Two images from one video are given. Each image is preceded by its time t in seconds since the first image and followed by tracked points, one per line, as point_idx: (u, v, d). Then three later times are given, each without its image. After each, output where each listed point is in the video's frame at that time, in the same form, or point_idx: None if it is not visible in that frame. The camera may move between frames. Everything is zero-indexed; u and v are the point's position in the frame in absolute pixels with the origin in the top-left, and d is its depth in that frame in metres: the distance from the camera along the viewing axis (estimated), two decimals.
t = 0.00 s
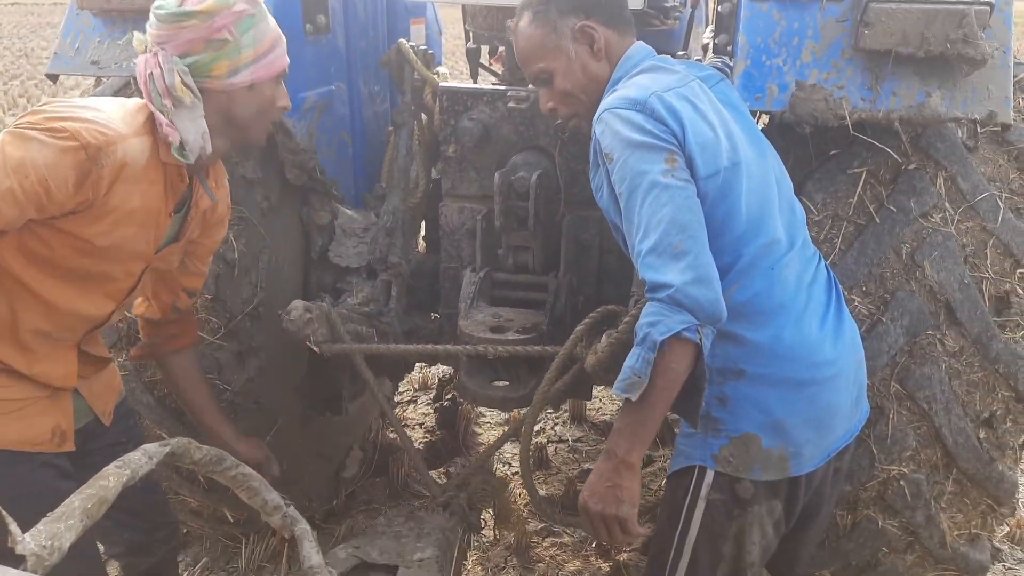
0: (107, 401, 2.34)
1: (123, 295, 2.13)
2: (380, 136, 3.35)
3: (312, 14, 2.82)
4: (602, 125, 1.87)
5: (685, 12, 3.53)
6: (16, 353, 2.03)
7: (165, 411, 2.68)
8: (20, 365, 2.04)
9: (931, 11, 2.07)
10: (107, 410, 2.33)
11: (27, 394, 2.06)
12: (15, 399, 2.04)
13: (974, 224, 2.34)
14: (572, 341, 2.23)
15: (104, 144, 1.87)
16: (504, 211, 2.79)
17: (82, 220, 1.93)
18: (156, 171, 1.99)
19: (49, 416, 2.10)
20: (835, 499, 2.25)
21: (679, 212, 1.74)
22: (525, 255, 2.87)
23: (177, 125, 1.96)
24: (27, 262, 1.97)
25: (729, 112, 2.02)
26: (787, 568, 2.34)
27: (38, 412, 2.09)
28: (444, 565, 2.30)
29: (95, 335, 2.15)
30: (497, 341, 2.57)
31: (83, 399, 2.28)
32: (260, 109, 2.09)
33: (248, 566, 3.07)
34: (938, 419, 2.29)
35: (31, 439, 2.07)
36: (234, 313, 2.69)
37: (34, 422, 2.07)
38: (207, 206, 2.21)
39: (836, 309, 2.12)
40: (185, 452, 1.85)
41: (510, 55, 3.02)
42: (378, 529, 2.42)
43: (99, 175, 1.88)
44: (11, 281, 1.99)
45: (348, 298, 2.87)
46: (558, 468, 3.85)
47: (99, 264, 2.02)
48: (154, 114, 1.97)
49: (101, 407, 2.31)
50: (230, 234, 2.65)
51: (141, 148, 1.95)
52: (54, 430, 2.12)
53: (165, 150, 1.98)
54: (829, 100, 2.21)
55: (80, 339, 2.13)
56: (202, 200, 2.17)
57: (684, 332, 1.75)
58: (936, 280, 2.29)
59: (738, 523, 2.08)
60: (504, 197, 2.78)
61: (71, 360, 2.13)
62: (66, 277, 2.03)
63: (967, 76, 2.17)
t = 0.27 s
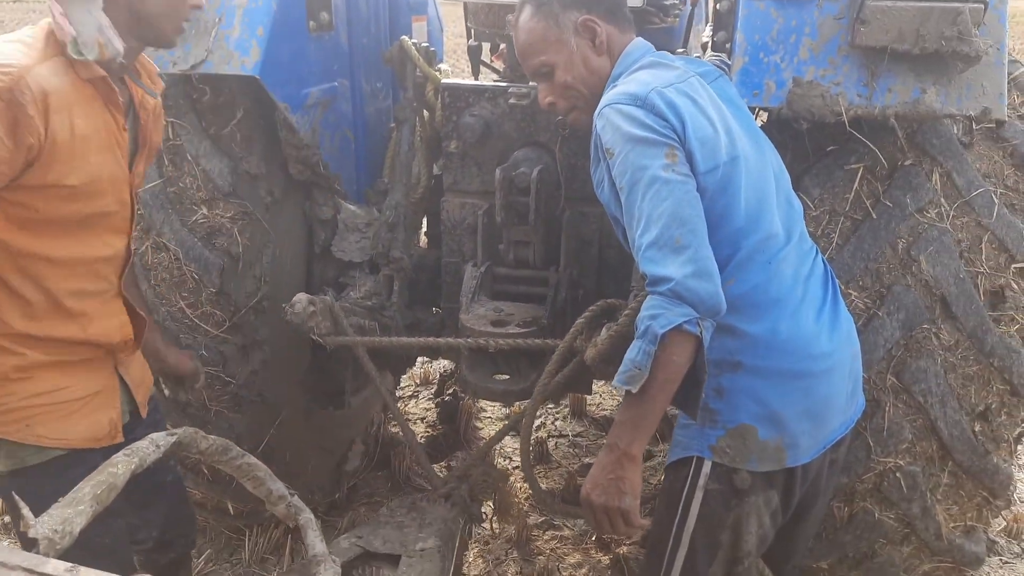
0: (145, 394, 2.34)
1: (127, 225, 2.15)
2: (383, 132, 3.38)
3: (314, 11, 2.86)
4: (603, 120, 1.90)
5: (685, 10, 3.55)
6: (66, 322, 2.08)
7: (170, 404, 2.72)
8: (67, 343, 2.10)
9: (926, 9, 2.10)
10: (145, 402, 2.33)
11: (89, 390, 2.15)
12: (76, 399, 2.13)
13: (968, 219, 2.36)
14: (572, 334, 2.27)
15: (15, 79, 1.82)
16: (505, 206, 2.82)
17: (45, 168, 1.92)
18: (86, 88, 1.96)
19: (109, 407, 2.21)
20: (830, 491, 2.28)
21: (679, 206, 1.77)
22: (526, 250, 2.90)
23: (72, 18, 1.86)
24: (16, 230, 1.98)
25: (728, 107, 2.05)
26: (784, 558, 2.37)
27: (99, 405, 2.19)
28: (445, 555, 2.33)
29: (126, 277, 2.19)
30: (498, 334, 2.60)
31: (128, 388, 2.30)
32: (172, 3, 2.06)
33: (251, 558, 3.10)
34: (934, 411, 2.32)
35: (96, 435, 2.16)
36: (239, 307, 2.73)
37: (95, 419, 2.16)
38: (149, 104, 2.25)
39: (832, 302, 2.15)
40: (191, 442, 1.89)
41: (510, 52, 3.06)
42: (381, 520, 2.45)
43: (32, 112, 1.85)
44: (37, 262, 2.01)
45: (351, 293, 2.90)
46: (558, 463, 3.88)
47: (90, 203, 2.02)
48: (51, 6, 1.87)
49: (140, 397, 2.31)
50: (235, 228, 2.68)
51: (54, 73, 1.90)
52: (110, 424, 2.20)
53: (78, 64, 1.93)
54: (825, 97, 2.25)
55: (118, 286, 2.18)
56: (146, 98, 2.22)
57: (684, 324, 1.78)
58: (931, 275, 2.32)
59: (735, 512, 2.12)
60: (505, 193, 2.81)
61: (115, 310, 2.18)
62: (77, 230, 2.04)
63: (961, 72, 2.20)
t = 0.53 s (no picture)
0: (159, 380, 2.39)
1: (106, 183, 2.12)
2: (391, 132, 3.39)
3: (323, 12, 2.87)
4: (610, 123, 1.91)
5: (691, 12, 3.57)
6: (84, 298, 2.09)
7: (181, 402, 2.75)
8: (84, 329, 2.10)
9: (931, 13, 2.11)
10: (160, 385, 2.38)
11: (118, 388, 2.18)
12: (107, 399, 2.16)
13: (975, 221, 2.38)
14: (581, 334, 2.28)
15: None
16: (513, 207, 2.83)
17: (6, 140, 1.86)
18: (13, 48, 1.91)
19: (136, 401, 2.26)
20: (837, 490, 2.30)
21: (686, 209, 1.79)
22: (534, 250, 2.92)
23: None
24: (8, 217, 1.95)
25: (734, 109, 2.07)
26: (790, 557, 2.39)
27: (126, 401, 2.23)
28: (454, 553, 2.35)
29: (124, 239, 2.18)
30: (506, 334, 2.62)
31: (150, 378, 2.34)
32: None
33: (260, 556, 3.13)
34: (940, 412, 2.33)
35: (127, 432, 2.21)
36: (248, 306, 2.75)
37: (126, 416, 2.21)
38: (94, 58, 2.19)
39: (838, 302, 2.16)
40: (202, 440, 1.90)
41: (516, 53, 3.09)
42: (391, 518, 2.47)
43: None
44: (49, 246, 1.99)
45: (360, 292, 2.92)
46: (565, 461, 3.90)
47: (70, 165, 1.98)
48: None
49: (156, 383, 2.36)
50: (244, 228, 2.67)
51: None
52: (141, 417, 2.27)
53: None
54: (832, 99, 2.26)
55: (121, 251, 2.17)
56: (87, 47, 2.18)
57: (692, 326, 1.79)
58: (938, 277, 2.33)
59: (743, 511, 2.14)
60: (512, 193, 2.82)
61: (124, 278, 2.19)
62: (70, 201, 2.02)
63: (967, 76, 2.21)
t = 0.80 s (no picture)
0: (182, 385, 2.37)
1: (107, 177, 2.11)
2: (399, 134, 3.40)
3: (334, 14, 2.88)
4: (620, 125, 1.92)
5: (698, 14, 3.58)
6: (89, 297, 2.09)
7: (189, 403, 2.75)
8: (88, 329, 2.10)
9: (942, 14, 2.11)
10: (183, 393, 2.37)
11: (124, 393, 2.18)
12: (112, 404, 2.16)
13: (984, 223, 2.37)
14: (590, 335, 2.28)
15: None
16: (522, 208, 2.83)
17: None
18: (3, 41, 1.92)
19: (147, 405, 2.26)
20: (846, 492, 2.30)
21: (696, 211, 1.79)
22: (542, 251, 2.92)
23: None
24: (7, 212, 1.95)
25: (744, 110, 2.07)
26: (798, 559, 2.40)
27: (134, 405, 2.23)
28: (462, 554, 2.36)
29: (130, 234, 2.17)
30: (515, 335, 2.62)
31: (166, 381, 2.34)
32: None
33: (266, 557, 3.13)
34: (950, 414, 2.33)
35: (131, 438, 2.21)
36: (257, 306, 2.75)
37: (134, 420, 2.21)
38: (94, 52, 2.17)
39: (847, 303, 2.17)
40: (214, 441, 1.88)
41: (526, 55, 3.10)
42: (399, 519, 2.48)
43: None
44: (48, 242, 1.99)
45: (368, 293, 2.93)
46: (571, 463, 3.91)
47: (61, 157, 1.99)
48: None
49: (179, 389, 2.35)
50: (253, 228, 2.67)
51: None
52: (151, 418, 2.28)
53: None
54: (842, 101, 2.26)
55: (126, 245, 2.17)
56: (86, 41, 2.16)
57: (701, 328, 1.79)
58: (947, 278, 2.34)
59: (752, 511, 2.14)
60: (521, 194, 2.82)
61: (128, 274, 2.19)
62: (68, 194, 2.02)
63: (976, 78, 2.21)
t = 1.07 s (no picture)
0: (204, 385, 2.37)
1: (127, 175, 2.11)
2: (403, 136, 3.41)
3: (339, 16, 2.89)
4: (626, 127, 1.92)
5: (702, 16, 3.58)
6: (111, 293, 2.09)
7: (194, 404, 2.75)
8: (110, 325, 2.10)
9: (947, 17, 2.11)
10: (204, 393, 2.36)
11: (147, 390, 2.18)
12: (135, 400, 2.16)
13: (989, 224, 2.37)
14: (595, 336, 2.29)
15: None
16: (526, 210, 2.83)
17: (11, 126, 1.87)
18: (18, 41, 1.91)
19: (169, 401, 2.25)
20: (851, 493, 2.30)
21: (700, 213, 1.80)
22: (546, 253, 2.92)
23: None
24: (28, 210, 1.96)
25: (749, 111, 2.07)
26: (803, 560, 2.40)
27: (157, 402, 2.22)
28: (467, 555, 2.35)
29: (151, 232, 2.17)
30: (519, 337, 2.62)
31: (188, 380, 2.33)
32: None
33: (269, 558, 3.12)
34: (955, 415, 2.34)
35: (155, 434, 2.20)
36: (261, 308, 2.76)
37: (156, 416, 2.20)
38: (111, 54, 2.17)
39: (853, 304, 2.17)
40: (221, 441, 1.87)
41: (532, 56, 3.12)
42: (405, 520, 2.48)
43: None
44: (68, 238, 1.99)
45: (373, 294, 2.94)
46: (574, 464, 3.91)
47: (80, 154, 1.99)
48: None
49: (201, 388, 2.35)
50: (259, 230, 2.68)
51: None
52: (173, 415, 2.26)
53: None
54: (847, 103, 2.27)
55: (147, 242, 2.16)
56: (105, 43, 2.16)
57: (706, 330, 1.80)
58: (952, 280, 2.34)
59: (757, 512, 2.14)
60: (526, 196, 2.83)
61: (150, 271, 2.18)
62: (88, 191, 2.01)
63: (982, 80, 2.22)
